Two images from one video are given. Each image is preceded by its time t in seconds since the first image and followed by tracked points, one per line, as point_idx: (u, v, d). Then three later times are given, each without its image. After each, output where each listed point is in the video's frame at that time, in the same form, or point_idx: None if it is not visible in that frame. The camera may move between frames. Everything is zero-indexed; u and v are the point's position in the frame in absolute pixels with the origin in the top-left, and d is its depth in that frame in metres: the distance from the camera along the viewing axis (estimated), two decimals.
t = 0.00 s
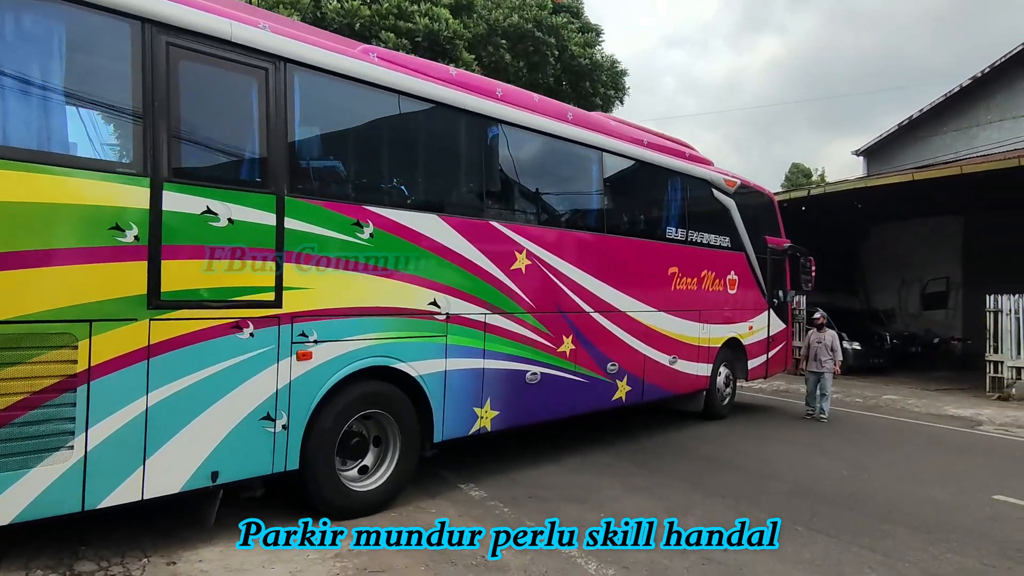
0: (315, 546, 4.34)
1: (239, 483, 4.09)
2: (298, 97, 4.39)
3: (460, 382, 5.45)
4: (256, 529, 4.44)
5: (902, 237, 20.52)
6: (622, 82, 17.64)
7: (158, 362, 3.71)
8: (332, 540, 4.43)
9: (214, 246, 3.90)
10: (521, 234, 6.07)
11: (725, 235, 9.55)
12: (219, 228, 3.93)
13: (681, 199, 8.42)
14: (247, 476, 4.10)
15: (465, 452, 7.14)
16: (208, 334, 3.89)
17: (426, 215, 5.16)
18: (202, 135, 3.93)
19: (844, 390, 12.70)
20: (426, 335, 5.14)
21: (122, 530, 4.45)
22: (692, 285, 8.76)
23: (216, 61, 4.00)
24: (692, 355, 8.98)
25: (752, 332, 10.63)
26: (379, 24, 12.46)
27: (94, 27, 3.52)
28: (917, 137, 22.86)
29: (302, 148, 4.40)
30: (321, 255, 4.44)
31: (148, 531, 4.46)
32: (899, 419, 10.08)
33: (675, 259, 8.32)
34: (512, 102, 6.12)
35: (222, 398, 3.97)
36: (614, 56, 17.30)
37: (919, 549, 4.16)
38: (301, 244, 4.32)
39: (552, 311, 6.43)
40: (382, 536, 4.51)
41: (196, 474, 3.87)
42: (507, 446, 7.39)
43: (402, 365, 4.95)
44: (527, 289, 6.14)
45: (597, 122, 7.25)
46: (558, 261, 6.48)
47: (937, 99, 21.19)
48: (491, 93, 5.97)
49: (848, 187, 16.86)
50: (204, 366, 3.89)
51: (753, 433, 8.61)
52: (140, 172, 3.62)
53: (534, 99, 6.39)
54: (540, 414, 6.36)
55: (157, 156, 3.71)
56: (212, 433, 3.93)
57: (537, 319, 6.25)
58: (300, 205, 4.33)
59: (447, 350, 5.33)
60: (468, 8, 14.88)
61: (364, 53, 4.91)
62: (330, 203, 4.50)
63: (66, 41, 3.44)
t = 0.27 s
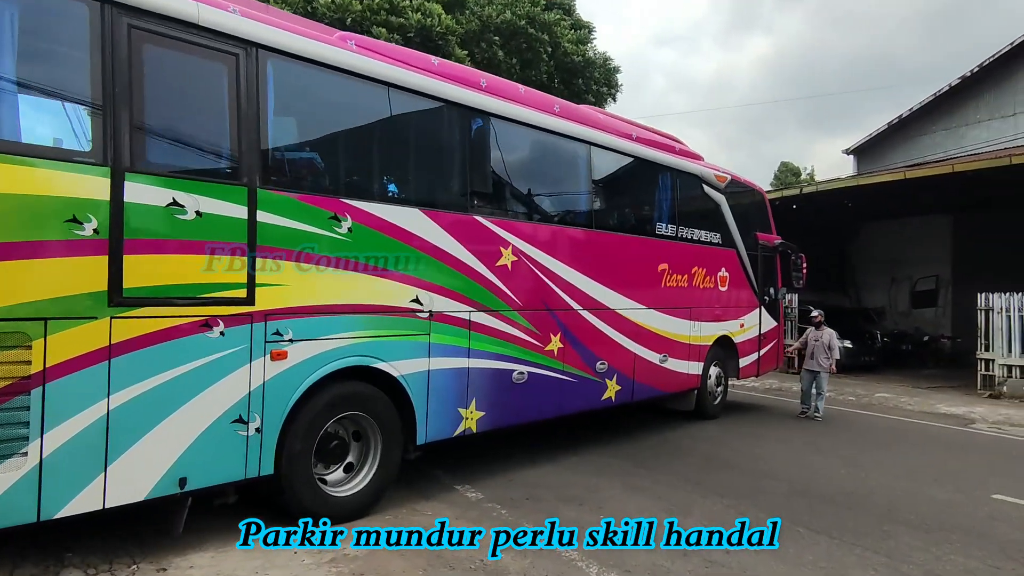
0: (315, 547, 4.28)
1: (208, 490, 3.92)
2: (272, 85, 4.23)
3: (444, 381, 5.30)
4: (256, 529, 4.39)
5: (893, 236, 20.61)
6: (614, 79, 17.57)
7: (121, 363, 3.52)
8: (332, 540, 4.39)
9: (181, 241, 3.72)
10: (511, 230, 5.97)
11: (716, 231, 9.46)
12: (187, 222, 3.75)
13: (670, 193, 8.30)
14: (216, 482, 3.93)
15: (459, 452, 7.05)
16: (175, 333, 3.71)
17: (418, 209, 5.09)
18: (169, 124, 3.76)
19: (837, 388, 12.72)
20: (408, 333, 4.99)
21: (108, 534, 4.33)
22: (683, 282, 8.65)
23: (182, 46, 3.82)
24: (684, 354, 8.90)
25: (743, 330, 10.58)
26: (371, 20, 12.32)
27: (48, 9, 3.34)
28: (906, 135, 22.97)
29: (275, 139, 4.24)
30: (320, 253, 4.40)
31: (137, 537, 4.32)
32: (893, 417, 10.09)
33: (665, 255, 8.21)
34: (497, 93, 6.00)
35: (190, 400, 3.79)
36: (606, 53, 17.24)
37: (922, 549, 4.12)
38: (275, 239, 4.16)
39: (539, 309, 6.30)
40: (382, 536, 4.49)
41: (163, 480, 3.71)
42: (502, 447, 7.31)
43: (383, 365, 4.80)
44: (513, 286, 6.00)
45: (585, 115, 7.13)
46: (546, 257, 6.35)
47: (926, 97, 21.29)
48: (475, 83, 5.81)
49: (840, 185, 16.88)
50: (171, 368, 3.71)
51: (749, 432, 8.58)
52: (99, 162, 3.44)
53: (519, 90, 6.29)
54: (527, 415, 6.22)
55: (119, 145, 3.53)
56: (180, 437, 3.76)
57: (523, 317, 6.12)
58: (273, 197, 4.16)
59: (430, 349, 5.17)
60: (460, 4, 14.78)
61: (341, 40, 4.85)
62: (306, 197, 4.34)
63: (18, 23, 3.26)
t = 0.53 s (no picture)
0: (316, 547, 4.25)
1: (180, 496, 3.75)
2: (252, 73, 4.07)
3: (431, 382, 5.15)
4: (256, 529, 4.26)
5: (886, 236, 20.67)
6: (610, 77, 17.52)
7: (86, 363, 3.34)
8: (332, 540, 4.37)
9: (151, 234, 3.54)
10: (505, 227, 5.86)
11: (710, 229, 9.37)
12: (158, 214, 3.57)
13: (665, 191, 8.20)
14: (188, 488, 3.76)
15: (456, 454, 6.96)
16: (144, 331, 3.53)
17: (415, 205, 5.02)
18: (138, 111, 3.58)
19: (833, 388, 12.73)
20: (394, 332, 4.83)
21: (100, 538, 4.23)
22: (677, 281, 8.53)
23: (153, 29, 3.65)
24: (679, 355, 8.83)
25: (738, 330, 10.53)
26: (367, 16, 12.21)
27: None
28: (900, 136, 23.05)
29: (253, 128, 4.07)
30: (317, 252, 4.32)
31: (130, 542, 4.22)
32: (890, 417, 10.09)
33: (659, 254, 8.10)
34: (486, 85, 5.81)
35: (161, 402, 3.62)
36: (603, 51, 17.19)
37: (930, 554, 4.08)
38: (253, 233, 3.98)
39: (530, 308, 6.16)
40: (382, 536, 4.48)
41: (132, 486, 3.54)
42: (499, 449, 7.23)
43: (367, 365, 4.64)
44: (504, 284, 5.86)
45: (578, 109, 6.99)
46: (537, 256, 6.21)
47: (920, 98, 21.36)
48: (464, 74, 5.63)
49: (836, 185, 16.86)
50: (139, 368, 3.53)
51: (748, 433, 8.55)
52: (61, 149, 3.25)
53: (510, 82, 6.12)
54: (518, 417, 6.07)
55: (85, 132, 3.35)
56: (149, 441, 3.59)
57: (514, 316, 5.97)
58: (250, 189, 3.99)
59: (417, 348, 5.02)
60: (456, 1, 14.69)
61: (322, 26, 4.60)
62: (287, 189, 4.18)
63: None
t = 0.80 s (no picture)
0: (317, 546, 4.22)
1: (150, 500, 3.60)
2: (230, 58, 3.92)
3: (418, 382, 5.00)
4: (257, 529, 4.12)
5: (880, 235, 20.73)
6: (607, 76, 17.49)
7: (49, 360, 3.18)
8: (333, 540, 4.32)
9: (120, 225, 3.38)
10: (501, 222, 5.79)
11: (706, 227, 9.27)
12: (127, 204, 3.41)
13: (660, 188, 8.10)
14: (159, 492, 3.61)
15: (455, 454, 6.90)
16: (113, 327, 3.38)
17: (417, 200, 4.99)
18: (105, 96, 3.42)
19: (830, 387, 12.74)
20: (379, 329, 4.68)
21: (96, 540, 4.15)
22: (672, 279, 8.42)
23: (123, 8, 3.50)
24: (674, 355, 8.75)
25: (733, 329, 10.47)
26: (363, 12, 12.14)
27: None
28: (895, 136, 23.12)
29: (231, 116, 3.93)
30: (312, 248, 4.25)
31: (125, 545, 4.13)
32: (888, 417, 10.09)
33: (654, 251, 7.97)
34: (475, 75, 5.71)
35: (129, 401, 3.47)
36: (599, 50, 17.16)
37: (938, 555, 4.04)
38: (229, 226, 3.82)
39: (521, 306, 6.01)
40: (382, 536, 4.44)
41: (98, 490, 3.38)
42: (499, 449, 7.17)
43: (350, 364, 4.48)
44: (495, 281, 5.70)
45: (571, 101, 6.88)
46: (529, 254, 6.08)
47: (915, 98, 21.43)
48: (453, 63, 5.56)
49: (831, 185, 16.87)
50: (107, 366, 3.37)
51: (746, 433, 8.52)
52: (22, 133, 3.10)
53: (501, 72, 5.98)
54: (508, 418, 5.92)
55: (49, 115, 3.20)
56: (118, 442, 3.43)
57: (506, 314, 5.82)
58: (226, 178, 3.84)
59: (404, 346, 4.86)
60: None
61: (307, 11, 4.50)
62: (266, 180, 4.03)
63: None
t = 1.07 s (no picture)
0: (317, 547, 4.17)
1: (117, 507, 3.43)
2: (206, 41, 3.77)
3: (404, 382, 4.85)
4: (257, 529, 4.03)
5: (875, 235, 20.80)
6: (603, 74, 17.46)
7: (7, 359, 3.00)
8: (333, 540, 4.28)
9: (85, 216, 3.20)
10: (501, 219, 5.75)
11: (700, 224, 9.18)
12: (92, 193, 3.23)
13: (654, 185, 8.02)
14: (126, 499, 3.45)
15: (454, 454, 6.86)
16: (77, 324, 3.20)
17: (411, 193, 4.90)
18: (69, 79, 3.25)
19: (826, 386, 12.77)
20: (363, 328, 4.52)
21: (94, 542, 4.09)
22: (665, 277, 8.31)
23: None
24: (669, 354, 8.66)
25: (729, 328, 10.43)
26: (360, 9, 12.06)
27: None
28: (890, 135, 23.20)
29: (206, 103, 3.78)
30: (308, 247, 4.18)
31: (122, 548, 4.06)
32: (885, 415, 10.11)
33: (647, 248, 7.86)
34: (465, 65, 5.50)
35: (94, 403, 3.29)
36: (596, 48, 17.12)
37: (944, 555, 4.02)
38: (204, 218, 3.66)
39: (510, 304, 5.86)
40: (382, 536, 4.40)
41: (60, 496, 3.21)
42: (498, 449, 7.13)
43: (332, 363, 4.32)
44: (484, 278, 5.56)
45: (564, 94, 6.71)
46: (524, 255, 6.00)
47: (910, 97, 21.50)
48: (442, 53, 5.35)
49: (827, 183, 16.88)
50: (70, 365, 3.20)
51: (746, 432, 8.51)
52: None
53: (492, 63, 5.83)
54: (496, 419, 5.77)
55: (8, 97, 3.03)
56: (82, 445, 3.26)
57: (495, 312, 5.68)
58: (200, 168, 3.67)
59: (389, 345, 4.71)
60: None
61: None
62: (243, 171, 3.87)
63: None
